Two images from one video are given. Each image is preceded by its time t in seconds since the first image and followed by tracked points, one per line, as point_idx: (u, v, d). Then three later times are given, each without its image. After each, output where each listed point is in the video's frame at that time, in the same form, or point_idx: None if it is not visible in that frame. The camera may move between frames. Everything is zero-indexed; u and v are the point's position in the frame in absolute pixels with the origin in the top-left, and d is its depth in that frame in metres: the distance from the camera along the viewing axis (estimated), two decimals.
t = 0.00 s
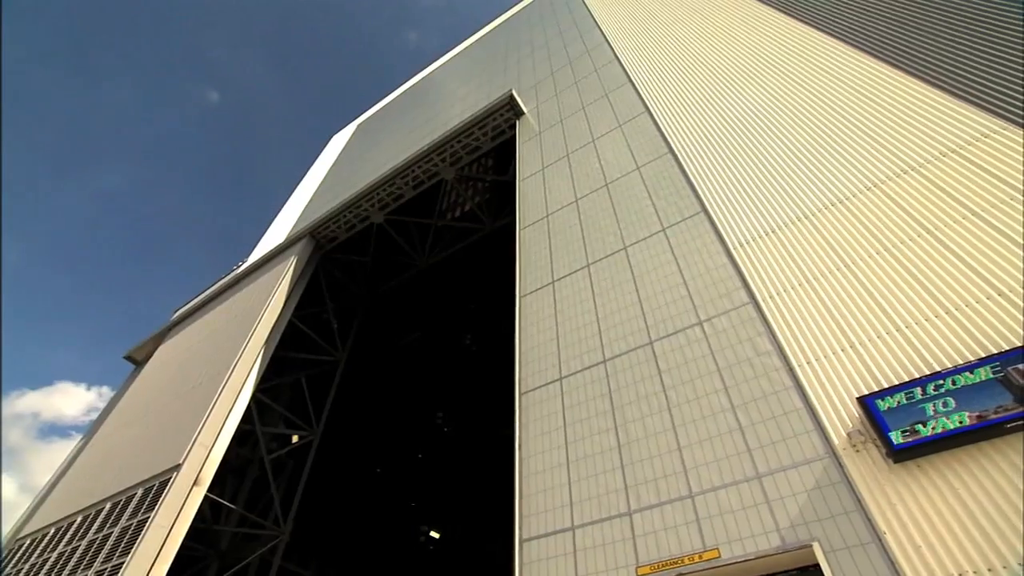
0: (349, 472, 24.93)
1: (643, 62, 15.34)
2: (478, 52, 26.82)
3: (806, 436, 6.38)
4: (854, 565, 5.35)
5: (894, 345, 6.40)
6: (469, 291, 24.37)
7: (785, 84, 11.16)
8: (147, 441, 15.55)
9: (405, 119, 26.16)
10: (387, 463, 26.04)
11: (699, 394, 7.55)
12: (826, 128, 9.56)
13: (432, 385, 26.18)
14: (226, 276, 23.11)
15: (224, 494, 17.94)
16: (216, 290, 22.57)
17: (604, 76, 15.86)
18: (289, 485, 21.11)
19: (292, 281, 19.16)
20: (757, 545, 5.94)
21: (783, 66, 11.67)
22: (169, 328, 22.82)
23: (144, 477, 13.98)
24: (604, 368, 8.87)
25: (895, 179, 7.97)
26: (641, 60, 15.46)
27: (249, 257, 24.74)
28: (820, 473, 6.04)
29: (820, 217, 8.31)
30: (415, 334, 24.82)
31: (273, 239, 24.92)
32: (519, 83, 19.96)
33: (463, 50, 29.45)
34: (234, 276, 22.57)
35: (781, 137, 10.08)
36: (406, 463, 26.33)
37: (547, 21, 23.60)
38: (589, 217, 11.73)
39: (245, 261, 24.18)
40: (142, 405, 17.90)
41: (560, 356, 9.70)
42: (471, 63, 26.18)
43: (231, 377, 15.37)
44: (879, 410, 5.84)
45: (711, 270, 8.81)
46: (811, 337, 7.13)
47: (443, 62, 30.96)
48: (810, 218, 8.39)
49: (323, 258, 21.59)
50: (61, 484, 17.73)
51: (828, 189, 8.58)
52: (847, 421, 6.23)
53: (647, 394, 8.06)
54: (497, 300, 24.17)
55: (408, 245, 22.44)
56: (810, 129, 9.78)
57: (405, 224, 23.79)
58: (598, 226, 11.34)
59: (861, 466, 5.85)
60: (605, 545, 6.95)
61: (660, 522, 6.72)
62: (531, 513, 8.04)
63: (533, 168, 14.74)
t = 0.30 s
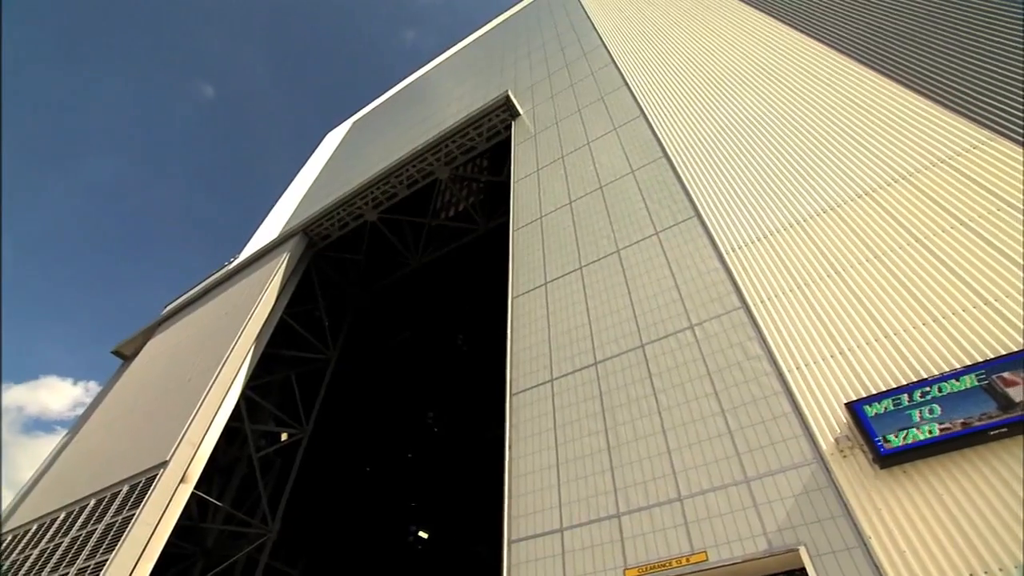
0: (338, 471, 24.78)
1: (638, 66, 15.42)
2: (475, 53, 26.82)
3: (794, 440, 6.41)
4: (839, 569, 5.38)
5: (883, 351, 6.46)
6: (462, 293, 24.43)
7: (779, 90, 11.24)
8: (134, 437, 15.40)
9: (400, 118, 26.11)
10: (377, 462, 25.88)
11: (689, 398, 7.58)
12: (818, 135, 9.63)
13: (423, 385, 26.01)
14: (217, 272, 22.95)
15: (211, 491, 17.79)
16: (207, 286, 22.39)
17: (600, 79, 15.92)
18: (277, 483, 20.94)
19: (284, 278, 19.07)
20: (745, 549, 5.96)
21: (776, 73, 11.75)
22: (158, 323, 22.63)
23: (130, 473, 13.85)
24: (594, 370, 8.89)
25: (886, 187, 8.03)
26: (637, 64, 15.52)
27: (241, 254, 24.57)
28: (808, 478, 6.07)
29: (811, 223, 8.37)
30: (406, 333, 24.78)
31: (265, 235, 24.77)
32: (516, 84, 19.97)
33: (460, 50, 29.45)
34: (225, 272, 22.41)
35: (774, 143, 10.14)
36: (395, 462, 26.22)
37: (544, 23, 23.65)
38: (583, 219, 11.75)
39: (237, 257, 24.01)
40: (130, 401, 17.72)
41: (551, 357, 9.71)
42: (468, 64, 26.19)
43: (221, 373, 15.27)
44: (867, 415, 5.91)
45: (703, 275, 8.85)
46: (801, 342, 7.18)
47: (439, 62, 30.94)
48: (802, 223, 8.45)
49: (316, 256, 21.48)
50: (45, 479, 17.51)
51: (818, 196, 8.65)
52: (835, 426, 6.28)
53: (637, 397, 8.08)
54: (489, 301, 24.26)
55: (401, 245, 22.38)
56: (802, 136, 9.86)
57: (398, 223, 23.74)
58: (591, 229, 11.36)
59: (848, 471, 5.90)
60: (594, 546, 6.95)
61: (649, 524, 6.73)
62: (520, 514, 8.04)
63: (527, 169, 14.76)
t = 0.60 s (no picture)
0: (325, 467, 24.44)
1: (634, 69, 15.49)
2: (471, 52, 26.82)
3: (780, 445, 6.46)
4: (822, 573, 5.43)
5: (869, 358, 6.53)
6: (453, 290, 24.38)
7: (772, 97, 11.33)
8: (117, 431, 15.22)
9: (394, 115, 26.04)
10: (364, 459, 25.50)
11: (677, 401, 7.62)
12: (810, 143, 9.72)
13: (411, 383, 26.11)
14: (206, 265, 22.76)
15: (196, 486, 17.62)
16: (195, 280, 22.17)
17: (595, 81, 15.98)
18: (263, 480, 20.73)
19: (274, 273, 18.94)
20: (729, 552, 5.99)
21: (770, 80, 11.85)
22: (145, 316, 22.38)
23: (113, 467, 13.69)
24: (584, 372, 8.91)
25: (875, 196, 8.12)
26: (633, 68, 15.60)
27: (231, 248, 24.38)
28: (793, 482, 6.11)
29: (800, 230, 8.44)
30: (397, 331, 24.80)
31: (255, 230, 24.58)
32: (511, 84, 19.99)
33: (456, 49, 29.44)
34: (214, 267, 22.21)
35: (767, 150, 10.22)
36: (383, 461, 26.10)
37: (541, 24, 23.70)
38: (575, 221, 11.78)
39: (226, 252, 23.82)
40: (114, 394, 17.52)
41: (541, 358, 9.72)
42: (463, 62, 26.18)
43: (208, 368, 15.13)
44: (852, 421, 5.97)
45: (693, 279, 8.89)
46: (789, 347, 7.24)
47: (435, 60, 30.91)
48: (792, 230, 8.53)
49: (306, 251, 21.35)
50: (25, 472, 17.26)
51: (809, 203, 8.72)
52: (820, 431, 6.33)
53: (626, 399, 8.11)
54: (479, 299, 24.30)
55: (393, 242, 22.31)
56: (795, 143, 9.94)
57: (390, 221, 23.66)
58: (583, 231, 11.39)
59: (832, 477, 5.95)
60: (580, 547, 6.97)
61: (635, 526, 6.75)
62: (507, 514, 8.03)
63: (521, 170, 14.77)
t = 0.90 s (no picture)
0: (314, 466, 24.14)
1: (630, 72, 15.55)
2: (468, 51, 26.81)
3: (768, 449, 6.49)
4: None
5: (859, 363, 6.59)
6: (445, 290, 24.42)
7: (767, 103, 11.40)
8: (103, 426, 15.07)
9: (390, 112, 25.97)
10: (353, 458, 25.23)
11: (667, 403, 7.65)
12: (803, 149, 9.78)
13: (402, 382, 26.03)
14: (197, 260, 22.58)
15: (182, 483, 17.48)
16: (185, 274, 21.99)
17: (590, 84, 16.03)
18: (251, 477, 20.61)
19: (266, 269, 18.83)
20: (716, 555, 6.02)
21: (764, 86, 11.92)
22: (133, 310, 22.16)
23: (98, 463, 13.55)
24: (574, 373, 8.92)
25: (866, 204, 8.18)
26: (629, 71, 15.65)
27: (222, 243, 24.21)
28: (780, 486, 6.14)
29: (792, 236, 8.49)
30: (388, 330, 24.69)
31: (248, 225, 24.44)
32: (508, 85, 20.00)
33: (453, 48, 29.42)
34: (205, 261, 22.05)
35: (760, 155, 10.28)
36: (372, 459, 25.79)
37: (538, 25, 23.73)
38: (569, 222, 11.80)
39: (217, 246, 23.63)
40: (101, 388, 17.34)
41: (532, 359, 9.72)
42: (460, 62, 26.15)
43: (197, 363, 15.02)
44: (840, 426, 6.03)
45: (685, 282, 8.93)
46: (778, 352, 7.28)
47: (432, 59, 30.86)
48: (783, 235, 8.58)
49: (299, 248, 21.26)
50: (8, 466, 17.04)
51: (801, 209, 8.78)
52: (808, 436, 6.38)
53: (616, 401, 8.13)
54: (472, 299, 24.41)
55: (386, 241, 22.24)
56: (788, 150, 10.00)
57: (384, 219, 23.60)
58: (577, 232, 11.41)
59: (819, 481, 6.00)
60: (568, 548, 6.97)
61: (623, 528, 6.77)
62: (495, 514, 8.03)
63: (515, 170, 14.78)
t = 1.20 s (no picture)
0: (303, 463, 23.92)
1: (626, 75, 15.60)
2: (464, 50, 26.79)
3: (757, 452, 6.53)
4: None
5: (847, 368, 6.65)
6: (437, 289, 24.35)
7: (761, 108, 11.48)
8: (89, 420, 14.92)
9: (385, 110, 25.90)
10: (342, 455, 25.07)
11: (657, 406, 7.68)
12: (796, 155, 9.86)
13: (393, 381, 26.01)
14: (188, 255, 22.40)
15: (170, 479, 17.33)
16: (176, 269, 21.81)
17: (587, 86, 16.05)
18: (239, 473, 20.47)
19: (258, 264, 18.71)
20: (704, 557, 6.05)
21: (759, 92, 12.01)
22: (122, 304, 21.95)
23: (84, 458, 13.41)
24: (565, 374, 8.93)
25: (857, 210, 8.24)
26: (626, 74, 15.68)
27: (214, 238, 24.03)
28: (768, 490, 6.17)
29: (784, 240, 8.54)
30: (381, 328, 24.75)
31: (240, 220, 24.27)
32: (504, 85, 19.99)
33: (450, 47, 29.39)
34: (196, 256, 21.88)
35: (754, 160, 10.34)
36: (362, 458, 25.59)
37: (535, 26, 23.75)
38: (563, 223, 11.80)
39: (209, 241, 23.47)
40: (88, 382, 17.14)
41: (523, 360, 9.73)
42: (457, 61, 26.13)
43: (186, 359, 14.90)
44: (828, 430, 6.08)
45: (677, 286, 8.96)
46: (769, 357, 7.32)
47: (428, 57, 30.82)
48: (776, 240, 8.64)
49: (292, 244, 21.16)
50: None
51: (794, 214, 8.84)
52: (797, 440, 6.42)
53: (606, 402, 8.15)
54: (463, 298, 24.36)
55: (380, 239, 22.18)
56: (782, 155, 10.06)
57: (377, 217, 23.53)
58: (570, 233, 11.42)
59: (806, 485, 6.04)
60: (556, 549, 6.98)
61: (612, 529, 6.79)
62: (484, 514, 8.02)
63: (510, 170, 14.77)
